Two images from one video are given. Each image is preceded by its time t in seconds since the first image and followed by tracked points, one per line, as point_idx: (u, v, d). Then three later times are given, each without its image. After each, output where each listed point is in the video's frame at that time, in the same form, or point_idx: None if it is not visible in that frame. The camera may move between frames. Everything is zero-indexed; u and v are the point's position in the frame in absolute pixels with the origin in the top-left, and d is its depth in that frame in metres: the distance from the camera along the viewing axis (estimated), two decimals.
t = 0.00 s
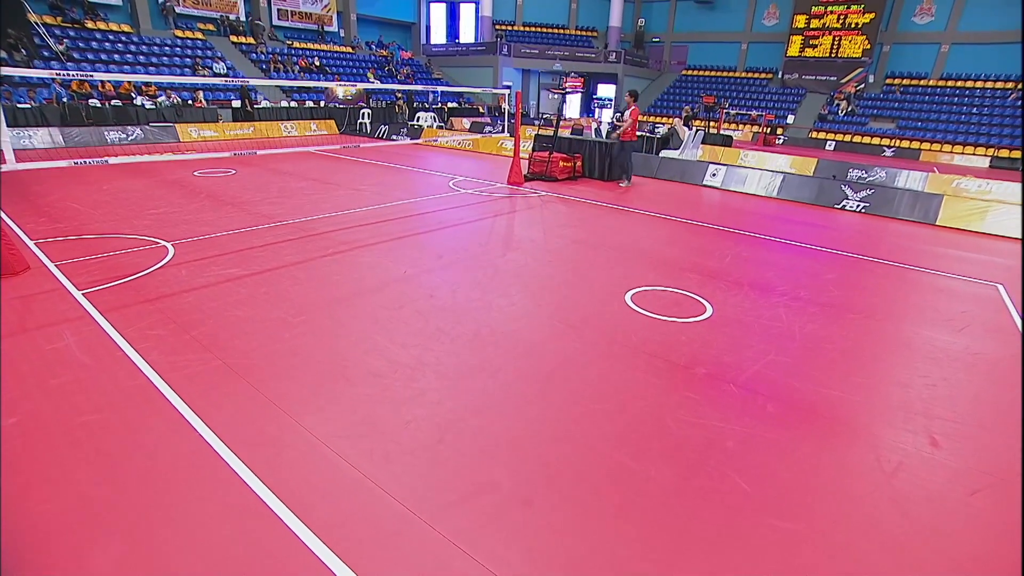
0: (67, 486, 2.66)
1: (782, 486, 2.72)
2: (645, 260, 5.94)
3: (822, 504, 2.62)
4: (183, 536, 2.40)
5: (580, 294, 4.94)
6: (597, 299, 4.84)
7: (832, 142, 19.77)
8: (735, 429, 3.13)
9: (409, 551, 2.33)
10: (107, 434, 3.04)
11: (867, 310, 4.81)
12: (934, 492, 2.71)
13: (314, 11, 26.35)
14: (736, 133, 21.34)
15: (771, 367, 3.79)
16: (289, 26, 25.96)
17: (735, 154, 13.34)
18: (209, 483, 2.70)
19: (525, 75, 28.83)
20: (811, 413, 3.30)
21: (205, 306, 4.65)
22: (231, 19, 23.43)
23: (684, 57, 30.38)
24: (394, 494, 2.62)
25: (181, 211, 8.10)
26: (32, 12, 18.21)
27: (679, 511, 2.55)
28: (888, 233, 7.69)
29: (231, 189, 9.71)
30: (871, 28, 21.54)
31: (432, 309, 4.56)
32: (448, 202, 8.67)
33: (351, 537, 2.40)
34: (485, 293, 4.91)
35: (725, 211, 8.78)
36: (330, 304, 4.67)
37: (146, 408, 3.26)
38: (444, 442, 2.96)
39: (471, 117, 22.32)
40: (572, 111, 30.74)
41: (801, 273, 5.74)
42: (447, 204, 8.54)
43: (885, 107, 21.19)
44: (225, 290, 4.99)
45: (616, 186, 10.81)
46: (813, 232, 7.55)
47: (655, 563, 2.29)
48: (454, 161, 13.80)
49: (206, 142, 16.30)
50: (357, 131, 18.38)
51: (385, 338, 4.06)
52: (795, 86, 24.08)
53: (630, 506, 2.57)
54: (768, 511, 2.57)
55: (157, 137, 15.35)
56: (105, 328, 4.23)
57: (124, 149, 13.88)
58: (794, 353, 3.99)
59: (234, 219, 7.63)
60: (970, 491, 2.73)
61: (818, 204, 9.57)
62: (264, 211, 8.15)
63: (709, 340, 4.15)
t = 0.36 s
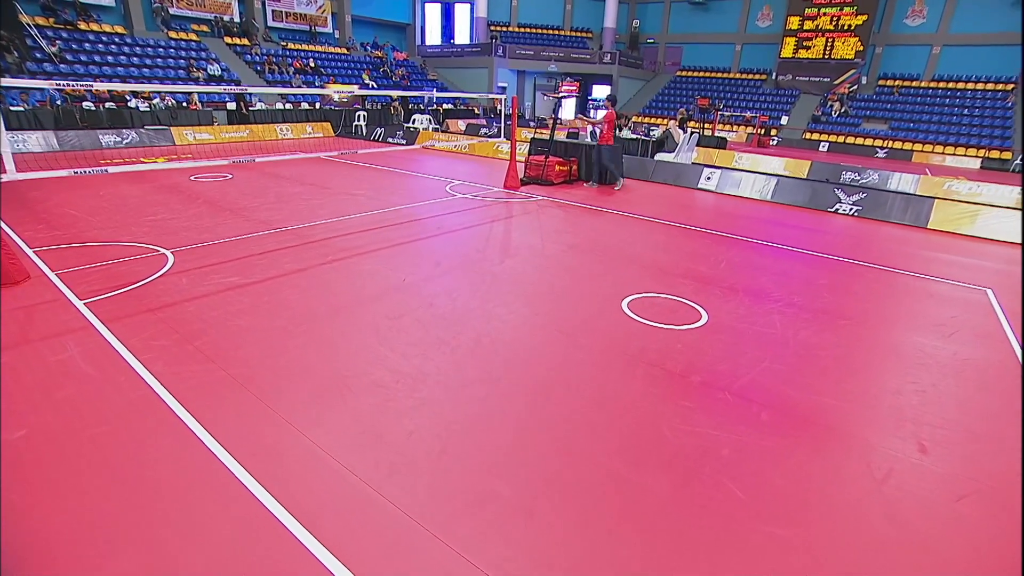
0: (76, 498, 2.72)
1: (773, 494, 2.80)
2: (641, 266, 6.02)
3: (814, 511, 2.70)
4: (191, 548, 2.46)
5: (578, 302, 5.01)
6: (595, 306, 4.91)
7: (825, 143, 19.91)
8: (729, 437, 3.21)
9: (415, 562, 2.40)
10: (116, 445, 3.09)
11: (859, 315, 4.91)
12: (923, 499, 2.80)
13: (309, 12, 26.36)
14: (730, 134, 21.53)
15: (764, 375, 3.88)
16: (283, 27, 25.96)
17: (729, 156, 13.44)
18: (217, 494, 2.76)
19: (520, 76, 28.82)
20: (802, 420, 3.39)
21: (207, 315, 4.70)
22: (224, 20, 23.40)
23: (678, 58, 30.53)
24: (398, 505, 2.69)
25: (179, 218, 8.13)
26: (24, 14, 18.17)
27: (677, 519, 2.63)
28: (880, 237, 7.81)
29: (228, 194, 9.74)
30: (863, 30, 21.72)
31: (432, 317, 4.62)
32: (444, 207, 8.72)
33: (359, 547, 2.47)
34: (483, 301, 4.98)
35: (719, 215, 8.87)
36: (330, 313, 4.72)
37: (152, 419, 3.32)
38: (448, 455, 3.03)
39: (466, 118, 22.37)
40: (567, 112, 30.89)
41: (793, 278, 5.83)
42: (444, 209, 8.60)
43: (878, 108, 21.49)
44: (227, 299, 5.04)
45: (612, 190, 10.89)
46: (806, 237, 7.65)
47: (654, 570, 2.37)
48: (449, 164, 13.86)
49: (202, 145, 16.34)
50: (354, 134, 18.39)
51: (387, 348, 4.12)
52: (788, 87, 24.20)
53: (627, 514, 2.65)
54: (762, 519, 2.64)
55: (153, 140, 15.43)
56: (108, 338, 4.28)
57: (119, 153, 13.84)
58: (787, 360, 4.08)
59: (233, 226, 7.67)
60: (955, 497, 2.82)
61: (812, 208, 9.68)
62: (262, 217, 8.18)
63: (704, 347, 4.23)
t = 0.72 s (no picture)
0: (85, 513, 2.77)
1: (767, 503, 2.88)
2: (636, 273, 6.10)
3: (807, 520, 2.78)
4: (201, 561, 2.51)
5: (575, 309, 5.09)
6: (591, 314, 4.98)
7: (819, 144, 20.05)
8: (724, 446, 3.28)
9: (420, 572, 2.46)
10: (122, 459, 3.14)
11: (850, 322, 5.00)
12: (912, 507, 2.88)
13: (304, 14, 26.37)
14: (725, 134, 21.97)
15: (758, 383, 3.95)
16: (278, 28, 25.94)
17: (723, 159, 13.53)
18: (224, 507, 2.81)
19: (515, 78, 28.83)
20: (795, 428, 3.47)
21: (208, 326, 4.75)
22: (218, 21, 23.39)
23: (673, 59, 30.68)
24: (402, 517, 2.75)
25: (177, 225, 8.16)
26: (15, 15, 18.09)
27: (675, 528, 2.70)
28: (872, 241, 7.92)
29: (225, 200, 9.76)
30: (857, 32, 21.75)
31: (431, 327, 4.68)
32: (441, 213, 8.77)
33: (365, 558, 2.53)
34: (481, 309, 5.05)
35: (714, 219, 8.95)
36: (330, 323, 4.78)
37: (157, 432, 3.37)
38: (451, 465, 3.09)
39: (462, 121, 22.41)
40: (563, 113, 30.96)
41: (786, 284, 5.92)
42: (441, 215, 8.67)
43: (871, 110, 21.67)
44: (227, 309, 5.08)
45: (607, 194, 10.97)
46: (799, 241, 7.74)
47: None
48: (446, 168, 13.91)
49: (197, 148, 16.36)
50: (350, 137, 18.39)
51: (386, 359, 4.17)
52: (782, 88, 24.31)
53: (627, 524, 2.72)
54: (756, 528, 2.72)
55: (148, 144, 15.41)
56: (111, 349, 4.32)
57: (114, 157, 13.82)
58: (781, 368, 4.16)
59: (232, 233, 7.71)
60: (943, 503, 2.91)
61: (805, 212, 9.77)
62: (260, 224, 8.22)
63: (699, 356, 4.31)
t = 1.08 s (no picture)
0: (94, 527, 2.82)
1: (761, 512, 2.95)
2: (632, 280, 6.18)
3: (799, 529, 2.86)
4: None
5: (572, 318, 5.16)
6: (588, 323, 5.05)
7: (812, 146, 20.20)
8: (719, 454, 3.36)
9: None
10: (127, 472, 3.19)
11: (842, 329, 5.08)
12: (900, 516, 2.96)
13: (298, 15, 26.35)
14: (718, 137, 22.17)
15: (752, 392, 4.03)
16: (272, 30, 25.92)
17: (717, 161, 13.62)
18: (230, 521, 2.87)
19: (510, 79, 28.85)
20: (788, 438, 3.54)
21: (209, 337, 4.80)
22: (212, 23, 23.33)
23: (667, 60, 30.82)
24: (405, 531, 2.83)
25: (175, 232, 8.19)
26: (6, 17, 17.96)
27: (671, 539, 2.78)
28: (863, 245, 8.03)
29: (222, 206, 9.79)
30: (849, 33, 22.00)
31: (430, 337, 4.74)
32: (438, 219, 8.83)
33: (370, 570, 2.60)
34: (480, 318, 5.11)
35: (708, 224, 9.04)
36: (330, 333, 4.84)
37: (162, 445, 3.42)
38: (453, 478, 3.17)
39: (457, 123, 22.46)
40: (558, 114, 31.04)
41: (779, 290, 6.01)
42: (437, 221, 8.73)
43: (863, 111, 21.87)
44: (228, 320, 5.13)
45: (603, 198, 11.06)
46: (792, 246, 7.84)
47: None
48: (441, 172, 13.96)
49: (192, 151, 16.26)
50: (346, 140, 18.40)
51: (386, 369, 4.24)
52: (775, 89, 24.45)
53: (625, 535, 2.80)
54: (749, 539, 2.80)
55: (142, 147, 15.33)
56: (114, 362, 4.37)
57: (109, 161, 13.79)
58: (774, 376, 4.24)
59: (230, 240, 7.75)
60: (929, 511, 3.00)
61: (798, 216, 9.87)
62: (257, 230, 8.25)
63: (694, 364, 4.39)
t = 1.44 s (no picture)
0: (107, 538, 2.90)
1: (758, 521, 3.03)
2: (631, 287, 6.25)
3: (794, 537, 2.93)
4: None
5: (571, 325, 5.24)
6: (587, 330, 5.13)
7: (810, 147, 20.28)
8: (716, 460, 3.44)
9: None
10: (138, 482, 3.26)
11: (839, 336, 5.16)
12: (893, 523, 3.04)
13: (298, 17, 26.40)
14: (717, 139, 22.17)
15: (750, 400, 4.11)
16: (272, 32, 25.97)
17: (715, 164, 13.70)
18: (238, 532, 2.94)
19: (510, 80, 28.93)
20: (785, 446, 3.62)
21: (215, 346, 4.87)
22: (212, 25, 23.36)
23: (666, 61, 30.90)
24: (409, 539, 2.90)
25: (178, 239, 8.26)
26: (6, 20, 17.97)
27: (669, 546, 2.86)
28: (859, 250, 8.11)
29: (224, 213, 9.85)
30: (847, 35, 22.10)
31: (432, 345, 4.83)
32: (438, 225, 8.91)
33: None
34: (480, 326, 5.19)
35: (706, 228, 9.12)
36: (334, 342, 4.91)
37: (171, 454, 3.50)
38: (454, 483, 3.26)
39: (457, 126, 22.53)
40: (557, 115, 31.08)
41: (777, 297, 6.10)
42: (438, 227, 8.81)
43: (862, 113, 21.96)
44: (233, 329, 5.21)
45: (602, 203, 11.13)
46: (789, 251, 7.92)
47: None
48: (441, 176, 14.03)
49: (192, 156, 16.33)
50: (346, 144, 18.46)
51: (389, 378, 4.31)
52: (774, 91, 24.55)
53: (623, 542, 2.88)
54: (746, 547, 2.87)
55: (143, 151, 15.41)
56: (122, 372, 4.44)
57: (110, 166, 13.84)
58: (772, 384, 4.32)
59: (233, 247, 7.82)
60: (920, 519, 3.07)
61: (796, 220, 9.95)
62: (260, 237, 8.32)
63: (693, 372, 4.47)
